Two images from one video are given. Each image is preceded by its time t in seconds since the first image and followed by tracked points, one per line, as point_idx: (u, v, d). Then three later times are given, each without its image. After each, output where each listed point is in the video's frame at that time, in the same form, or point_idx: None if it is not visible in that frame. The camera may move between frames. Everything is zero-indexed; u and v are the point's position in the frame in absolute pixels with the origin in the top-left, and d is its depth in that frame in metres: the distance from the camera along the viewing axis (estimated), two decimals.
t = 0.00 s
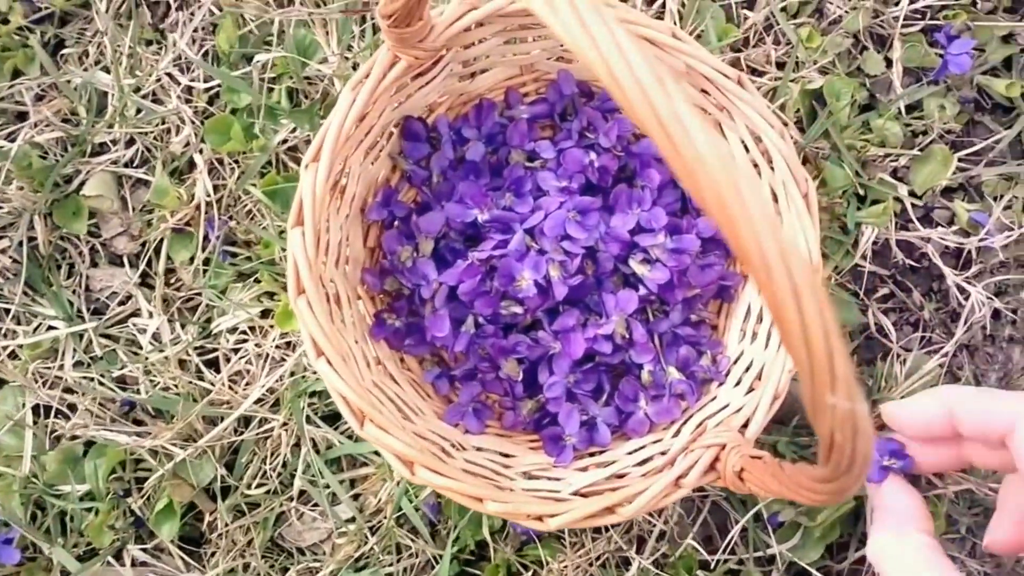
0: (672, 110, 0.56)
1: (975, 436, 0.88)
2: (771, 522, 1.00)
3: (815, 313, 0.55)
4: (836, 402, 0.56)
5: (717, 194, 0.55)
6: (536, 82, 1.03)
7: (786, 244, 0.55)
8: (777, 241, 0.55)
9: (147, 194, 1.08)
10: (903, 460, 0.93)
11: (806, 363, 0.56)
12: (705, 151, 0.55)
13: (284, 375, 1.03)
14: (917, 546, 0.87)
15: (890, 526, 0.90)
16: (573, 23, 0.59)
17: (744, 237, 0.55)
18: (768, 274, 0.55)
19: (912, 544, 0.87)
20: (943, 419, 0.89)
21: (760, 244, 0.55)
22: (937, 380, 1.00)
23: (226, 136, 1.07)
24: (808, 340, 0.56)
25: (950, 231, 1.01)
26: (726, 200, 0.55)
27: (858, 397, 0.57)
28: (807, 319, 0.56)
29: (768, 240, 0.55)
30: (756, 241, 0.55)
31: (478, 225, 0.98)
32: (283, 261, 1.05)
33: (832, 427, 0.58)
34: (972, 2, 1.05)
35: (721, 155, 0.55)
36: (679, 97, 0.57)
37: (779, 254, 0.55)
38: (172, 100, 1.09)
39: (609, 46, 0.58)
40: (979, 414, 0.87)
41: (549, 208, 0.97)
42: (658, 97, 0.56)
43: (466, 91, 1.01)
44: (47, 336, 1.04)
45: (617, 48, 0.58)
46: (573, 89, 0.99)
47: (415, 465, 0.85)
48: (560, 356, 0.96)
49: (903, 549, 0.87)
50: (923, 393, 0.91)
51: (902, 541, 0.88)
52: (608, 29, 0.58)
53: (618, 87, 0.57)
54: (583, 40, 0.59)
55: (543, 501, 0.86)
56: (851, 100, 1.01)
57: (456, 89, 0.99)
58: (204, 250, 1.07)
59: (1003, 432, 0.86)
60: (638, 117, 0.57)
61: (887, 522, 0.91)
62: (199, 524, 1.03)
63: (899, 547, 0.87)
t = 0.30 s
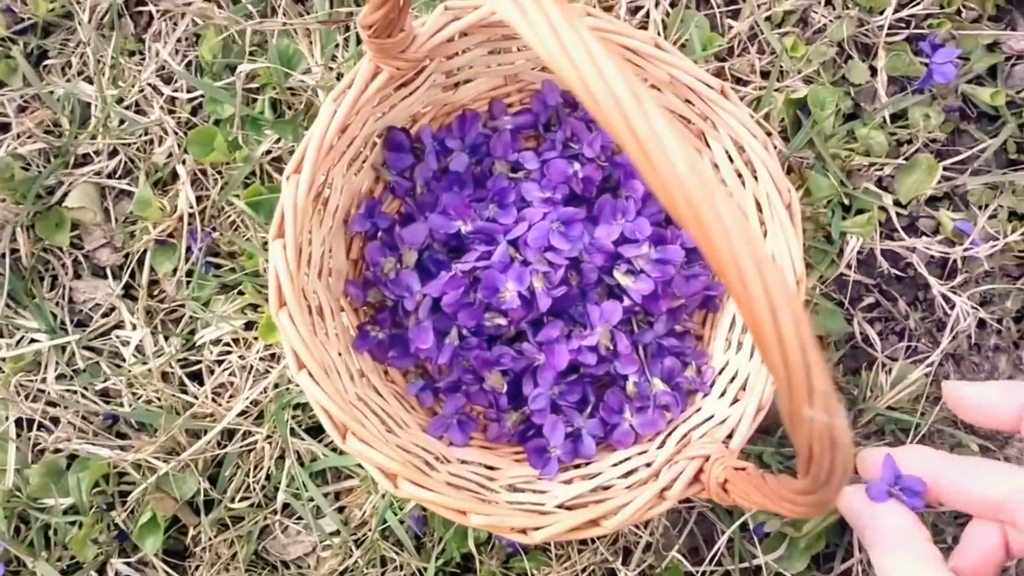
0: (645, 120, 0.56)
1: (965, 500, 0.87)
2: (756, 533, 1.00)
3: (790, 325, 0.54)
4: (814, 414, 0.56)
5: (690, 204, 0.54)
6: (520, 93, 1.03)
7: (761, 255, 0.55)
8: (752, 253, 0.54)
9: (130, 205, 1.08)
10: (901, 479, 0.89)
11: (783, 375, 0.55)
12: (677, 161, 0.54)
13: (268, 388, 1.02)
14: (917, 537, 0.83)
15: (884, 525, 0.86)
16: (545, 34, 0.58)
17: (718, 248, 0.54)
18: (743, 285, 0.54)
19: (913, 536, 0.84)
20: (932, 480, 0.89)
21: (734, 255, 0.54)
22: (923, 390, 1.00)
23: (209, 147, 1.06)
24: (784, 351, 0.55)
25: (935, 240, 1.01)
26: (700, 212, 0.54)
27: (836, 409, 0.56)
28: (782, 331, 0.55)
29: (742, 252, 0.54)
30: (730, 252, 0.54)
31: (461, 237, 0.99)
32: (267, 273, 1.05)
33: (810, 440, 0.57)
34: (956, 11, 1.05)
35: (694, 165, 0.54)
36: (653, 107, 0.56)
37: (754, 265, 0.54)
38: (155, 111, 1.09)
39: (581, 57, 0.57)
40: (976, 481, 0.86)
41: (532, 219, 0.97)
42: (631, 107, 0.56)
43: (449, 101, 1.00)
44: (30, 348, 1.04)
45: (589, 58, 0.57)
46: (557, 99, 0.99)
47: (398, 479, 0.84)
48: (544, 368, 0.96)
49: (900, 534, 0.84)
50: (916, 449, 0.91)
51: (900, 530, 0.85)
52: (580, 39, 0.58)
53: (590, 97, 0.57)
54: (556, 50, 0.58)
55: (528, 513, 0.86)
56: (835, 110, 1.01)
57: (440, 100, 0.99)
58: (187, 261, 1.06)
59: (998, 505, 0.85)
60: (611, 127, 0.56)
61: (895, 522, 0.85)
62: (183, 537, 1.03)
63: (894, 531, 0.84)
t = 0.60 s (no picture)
0: (631, 124, 0.54)
1: (970, 533, 0.89)
2: (748, 543, 1.00)
3: (778, 332, 0.53)
4: (802, 422, 0.55)
5: (677, 211, 0.53)
6: (511, 101, 1.03)
7: (747, 261, 0.54)
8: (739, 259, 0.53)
9: (120, 214, 1.07)
10: (906, 494, 0.90)
11: (771, 383, 0.54)
12: (664, 166, 0.53)
13: (257, 398, 1.02)
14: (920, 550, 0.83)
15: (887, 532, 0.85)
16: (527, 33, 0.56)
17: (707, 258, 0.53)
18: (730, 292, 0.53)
19: (915, 546, 0.84)
20: (941, 513, 0.90)
21: (721, 262, 0.53)
22: (915, 398, 0.99)
23: (199, 155, 1.06)
24: (772, 358, 0.54)
25: (927, 248, 1.01)
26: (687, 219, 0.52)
27: (824, 416, 0.55)
28: (771, 338, 0.54)
29: (729, 258, 0.53)
30: (718, 258, 0.53)
31: (452, 246, 0.98)
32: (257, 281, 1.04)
33: (799, 447, 0.56)
34: (948, 18, 1.05)
35: (681, 170, 0.53)
36: (638, 111, 0.54)
37: (740, 272, 0.53)
38: (144, 119, 1.08)
39: (564, 58, 0.55)
40: (985, 515, 0.88)
41: (523, 227, 0.96)
42: (617, 113, 0.54)
43: (440, 109, 1.00)
44: (19, 358, 1.03)
45: (572, 58, 0.55)
46: (548, 107, 0.99)
47: (388, 489, 0.84)
48: (535, 377, 0.95)
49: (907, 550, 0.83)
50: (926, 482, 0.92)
51: (903, 539, 0.84)
52: (563, 39, 0.55)
53: (574, 100, 0.54)
54: (539, 50, 0.56)
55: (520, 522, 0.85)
56: (826, 118, 1.01)
57: (430, 108, 0.99)
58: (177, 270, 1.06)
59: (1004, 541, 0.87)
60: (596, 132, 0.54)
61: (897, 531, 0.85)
62: (173, 548, 1.02)
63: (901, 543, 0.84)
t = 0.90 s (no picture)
0: (614, 130, 0.53)
1: (969, 540, 0.90)
2: (741, 549, 0.99)
3: (761, 337, 0.53)
4: (786, 429, 0.54)
5: (659, 217, 0.53)
6: (503, 106, 1.02)
7: (730, 266, 0.53)
8: (721, 264, 0.53)
9: (111, 219, 1.06)
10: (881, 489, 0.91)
11: (754, 388, 0.54)
12: (646, 172, 0.53)
13: (249, 404, 1.02)
14: (913, 550, 0.89)
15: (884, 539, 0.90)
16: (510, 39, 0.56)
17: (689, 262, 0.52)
18: (713, 296, 0.53)
19: (906, 547, 0.89)
20: (942, 520, 0.90)
21: (703, 267, 0.53)
22: (907, 404, 0.99)
23: (191, 160, 1.05)
24: (755, 364, 0.53)
25: (920, 253, 1.01)
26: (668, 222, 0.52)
27: (808, 423, 0.54)
28: (754, 343, 0.53)
29: (712, 263, 0.52)
30: (700, 263, 0.53)
31: (444, 251, 0.98)
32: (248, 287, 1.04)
33: (783, 455, 0.55)
34: (942, 23, 1.04)
35: (663, 176, 0.53)
36: (621, 117, 0.54)
37: (723, 277, 0.53)
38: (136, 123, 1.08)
39: (547, 64, 0.55)
40: (984, 523, 0.89)
41: (515, 233, 0.96)
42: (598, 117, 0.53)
43: (432, 114, 0.99)
44: (9, 364, 1.03)
45: (555, 64, 0.55)
46: (540, 113, 0.98)
47: (379, 495, 0.83)
48: (527, 384, 0.95)
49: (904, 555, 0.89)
50: (928, 486, 0.92)
51: (897, 540, 0.90)
52: (546, 46, 0.55)
53: (556, 105, 0.54)
54: (522, 56, 0.56)
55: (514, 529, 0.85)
56: (819, 123, 1.00)
57: (422, 112, 0.98)
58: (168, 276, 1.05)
59: (1003, 548, 0.89)
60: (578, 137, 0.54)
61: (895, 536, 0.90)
62: (164, 555, 1.02)
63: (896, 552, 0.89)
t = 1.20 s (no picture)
0: (606, 133, 0.52)
1: (961, 531, 0.90)
2: (733, 556, 0.99)
3: (755, 340, 0.52)
4: (779, 432, 0.53)
5: (652, 219, 0.52)
6: (495, 110, 1.02)
7: (723, 270, 0.53)
8: (713, 268, 0.52)
9: (101, 224, 1.06)
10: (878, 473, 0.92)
11: (747, 392, 0.53)
12: (640, 175, 0.52)
13: (239, 410, 1.01)
14: (912, 550, 0.85)
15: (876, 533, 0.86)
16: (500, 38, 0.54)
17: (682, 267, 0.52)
18: (706, 301, 0.52)
19: (903, 540, 0.85)
20: (937, 509, 0.89)
21: (697, 271, 0.52)
22: (900, 410, 0.99)
23: (181, 164, 1.04)
24: (748, 367, 0.53)
25: (912, 259, 1.01)
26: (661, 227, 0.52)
27: (800, 425, 0.54)
28: (747, 348, 0.53)
29: (706, 268, 0.52)
30: (694, 267, 0.52)
31: (435, 257, 0.97)
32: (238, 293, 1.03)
33: (776, 458, 0.55)
34: (934, 27, 1.04)
35: (656, 178, 0.52)
36: (613, 119, 0.53)
37: (716, 280, 0.52)
38: (126, 128, 1.07)
39: (537, 65, 0.54)
40: (979, 515, 0.88)
41: (506, 238, 0.95)
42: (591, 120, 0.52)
43: (423, 118, 0.99)
44: None
45: (546, 64, 0.54)
46: (532, 118, 0.98)
47: (370, 503, 0.83)
48: (518, 390, 0.94)
49: (903, 551, 0.84)
50: (921, 476, 0.91)
51: (892, 534, 0.85)
52: (537, 46, 0.54)
53: (548, 107, 0.53)
54: (512, 56, 0.54)
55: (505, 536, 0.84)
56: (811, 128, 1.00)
57: (413, 117, 0.97)
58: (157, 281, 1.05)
59: (994, 541, 0.88)
60: (570, 139, 0.53)
61: (892, 529, 0.86)
62: (154, 562, 1.01)
63: (894, 549, 0.85)
